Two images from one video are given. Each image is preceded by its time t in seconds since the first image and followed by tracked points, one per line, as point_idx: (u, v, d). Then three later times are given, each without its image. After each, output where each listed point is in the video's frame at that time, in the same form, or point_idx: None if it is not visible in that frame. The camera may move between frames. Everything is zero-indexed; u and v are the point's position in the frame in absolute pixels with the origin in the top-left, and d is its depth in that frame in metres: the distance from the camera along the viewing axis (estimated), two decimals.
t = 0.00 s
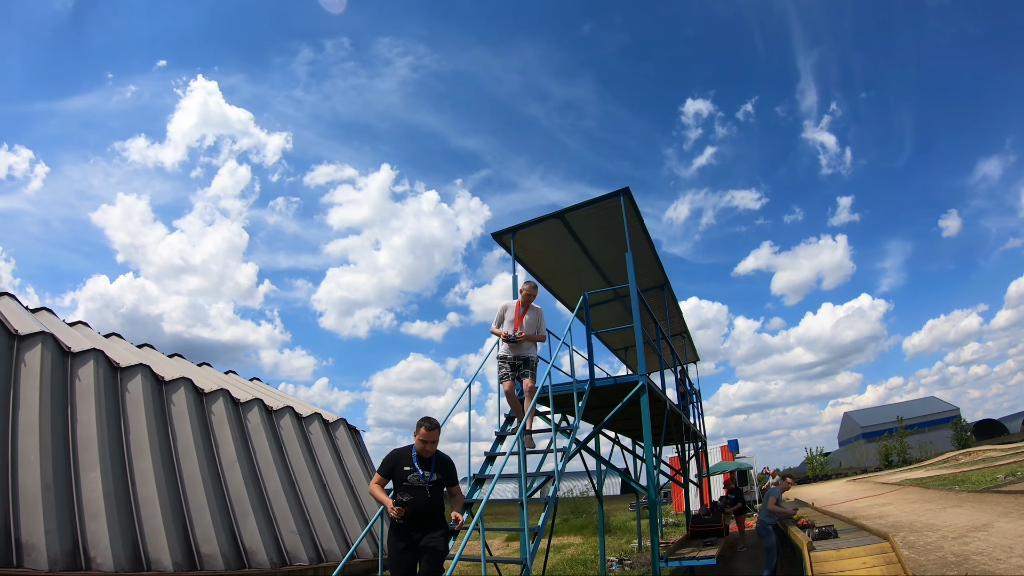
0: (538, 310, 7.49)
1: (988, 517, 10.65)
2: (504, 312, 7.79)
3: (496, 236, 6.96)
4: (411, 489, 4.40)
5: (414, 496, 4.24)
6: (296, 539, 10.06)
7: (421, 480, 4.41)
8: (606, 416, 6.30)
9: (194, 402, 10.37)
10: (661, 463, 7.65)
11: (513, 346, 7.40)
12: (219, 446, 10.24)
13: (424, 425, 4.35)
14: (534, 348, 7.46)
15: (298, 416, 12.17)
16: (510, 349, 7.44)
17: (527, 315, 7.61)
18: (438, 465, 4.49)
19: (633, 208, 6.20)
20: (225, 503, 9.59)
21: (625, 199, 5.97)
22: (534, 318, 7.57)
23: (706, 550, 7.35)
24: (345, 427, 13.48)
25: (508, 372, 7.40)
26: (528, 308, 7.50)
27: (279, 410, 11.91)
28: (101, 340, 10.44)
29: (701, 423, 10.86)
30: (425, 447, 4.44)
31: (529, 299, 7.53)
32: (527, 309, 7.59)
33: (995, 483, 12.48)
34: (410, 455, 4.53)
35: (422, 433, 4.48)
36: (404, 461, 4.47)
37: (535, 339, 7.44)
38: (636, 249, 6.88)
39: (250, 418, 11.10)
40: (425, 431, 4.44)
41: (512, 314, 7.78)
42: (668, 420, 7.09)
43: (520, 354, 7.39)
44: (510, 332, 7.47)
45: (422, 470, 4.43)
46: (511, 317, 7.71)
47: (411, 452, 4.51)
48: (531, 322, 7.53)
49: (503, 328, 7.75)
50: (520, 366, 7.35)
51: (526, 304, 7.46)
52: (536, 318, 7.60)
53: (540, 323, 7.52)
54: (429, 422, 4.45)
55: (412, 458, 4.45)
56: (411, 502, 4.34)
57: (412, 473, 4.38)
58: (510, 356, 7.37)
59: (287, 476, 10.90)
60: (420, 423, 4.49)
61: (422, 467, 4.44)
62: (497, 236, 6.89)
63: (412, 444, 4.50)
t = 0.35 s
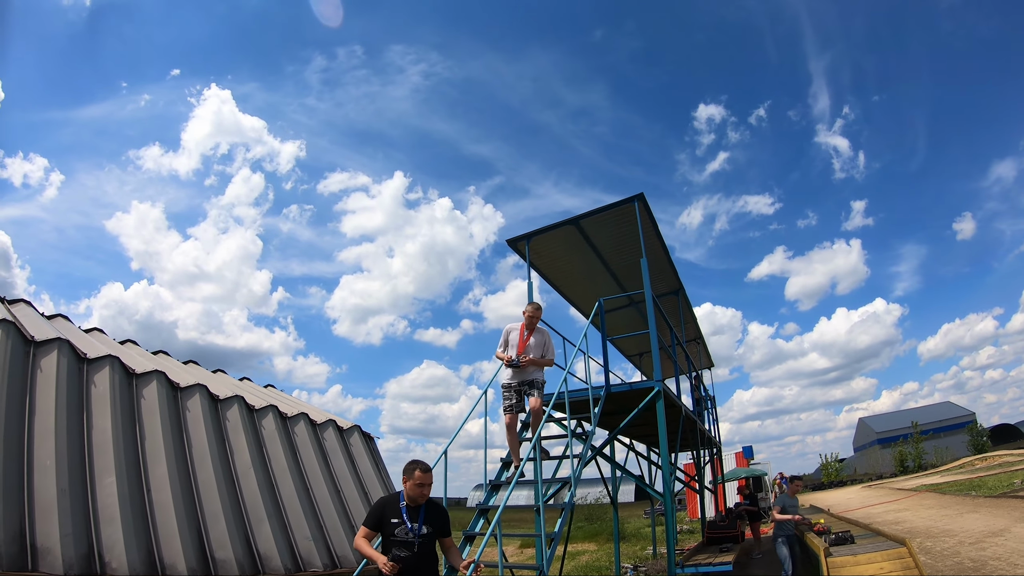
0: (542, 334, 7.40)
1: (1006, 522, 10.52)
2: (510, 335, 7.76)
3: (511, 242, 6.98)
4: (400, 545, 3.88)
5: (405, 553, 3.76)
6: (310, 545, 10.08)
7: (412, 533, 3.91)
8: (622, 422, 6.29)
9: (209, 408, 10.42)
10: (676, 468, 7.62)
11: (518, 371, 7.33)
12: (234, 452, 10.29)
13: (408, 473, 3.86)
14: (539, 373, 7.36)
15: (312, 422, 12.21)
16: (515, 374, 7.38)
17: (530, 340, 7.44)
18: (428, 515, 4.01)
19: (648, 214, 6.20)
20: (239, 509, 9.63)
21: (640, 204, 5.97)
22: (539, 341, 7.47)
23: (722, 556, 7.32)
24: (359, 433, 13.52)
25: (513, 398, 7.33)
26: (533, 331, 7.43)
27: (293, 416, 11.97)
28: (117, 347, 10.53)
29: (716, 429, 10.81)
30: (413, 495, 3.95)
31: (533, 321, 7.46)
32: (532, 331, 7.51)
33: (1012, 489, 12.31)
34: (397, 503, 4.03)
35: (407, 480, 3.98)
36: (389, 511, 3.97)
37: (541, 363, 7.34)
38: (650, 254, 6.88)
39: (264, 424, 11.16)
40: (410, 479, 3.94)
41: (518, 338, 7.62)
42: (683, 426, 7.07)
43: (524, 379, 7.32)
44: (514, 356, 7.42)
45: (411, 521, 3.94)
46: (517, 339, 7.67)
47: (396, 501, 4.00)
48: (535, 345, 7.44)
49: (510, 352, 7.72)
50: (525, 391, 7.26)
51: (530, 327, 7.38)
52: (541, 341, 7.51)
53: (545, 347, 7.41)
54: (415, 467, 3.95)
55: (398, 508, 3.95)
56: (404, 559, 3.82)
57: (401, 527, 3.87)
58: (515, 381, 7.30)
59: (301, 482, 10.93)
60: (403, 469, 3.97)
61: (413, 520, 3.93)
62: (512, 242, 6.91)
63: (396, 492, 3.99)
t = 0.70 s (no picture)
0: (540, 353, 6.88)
1: (1019, 519, 10.45)
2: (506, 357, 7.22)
3: (523, 240, 6.99)
4: None
5: None
6: (323, 543, 10.13)
7: None
8: (634, 419, 6.28)
9: (222, 407, 10.49)
10: (688, 465, 7.60)
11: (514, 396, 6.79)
12: (247, 451, 10.36)
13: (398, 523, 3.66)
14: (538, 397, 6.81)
15: (325, 421, 12.28)
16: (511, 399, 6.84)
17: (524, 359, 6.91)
18: (412, 564, 3.84)
19: (659, 210, 6.20)
20: (252, 507, 9.70)
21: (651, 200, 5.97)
22: (536, 361, 6.94)
23: (734, 553, 7.32)
24: (371, 432, 13.58)
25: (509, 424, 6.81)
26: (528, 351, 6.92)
27: (306, 415, 12.04)
28: (130, 346, 10.63)
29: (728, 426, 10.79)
30: (401, 546, 3.74)
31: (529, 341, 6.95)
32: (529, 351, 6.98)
33: None
34: (376, 558, 3.72)
35: (393, 532, 3.74)
36: (376, 564, 3.66)
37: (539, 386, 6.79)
38: (662, 251, 6.87)
39: (277, 422, 11.23)
40: (401, 529, 3.73)
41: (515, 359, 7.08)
42: (695, 423, 7.05)
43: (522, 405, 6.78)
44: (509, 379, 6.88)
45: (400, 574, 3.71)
46: (513, 360, 7.13)
47: (376, 556, 3.70)
48: (532, 366, 6.89)
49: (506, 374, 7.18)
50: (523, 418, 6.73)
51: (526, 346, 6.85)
52: (538, 362, 6.97)
53: (543, 368, 6.88)
54: (403, 516, 3.76)
55: (386, 562, 3.67)
56: None
57: None
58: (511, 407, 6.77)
59: (314, 480, 10.99)
60: (388, 520, 3.72)
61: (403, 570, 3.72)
62: (524, 240, 6.92)
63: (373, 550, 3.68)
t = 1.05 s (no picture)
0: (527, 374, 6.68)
1: None
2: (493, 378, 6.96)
3: (530, 233, 6.99)
4: None
5: None
6: (332, 536, 10.19)
7: None
8: (644, 410, 6.27)
9: (231, 401, 10.55)
10: (697, 458, 7.57)
11: (502, 419, 6.57)
12: (257, 445, 10.42)
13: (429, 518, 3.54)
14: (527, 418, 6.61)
15: (334, 415, 12.34)
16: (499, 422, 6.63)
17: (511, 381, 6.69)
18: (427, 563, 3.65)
19: (666, 202, 6.18)
20: (262, 501, 9.76)
21: (658, 192, 5.95)
22: (524, 381, 6.73)
23: (743, 545, 7.31)
24: (380, 425, 13.64)
25: (497, 450, 6.59)
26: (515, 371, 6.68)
27: (316, 409, 12.10)
28: (140, 342, 10.71)
29: (737, 419, 10.76)
30: (425, 543, 3.57)
31: (515, 360, 6.72)
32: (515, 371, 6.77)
33: None
34: (402, 564, 3.46)
35: (417, 529, 3.55)
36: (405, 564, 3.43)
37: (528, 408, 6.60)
38: (670, 243, 6.86)
39: (286, 416, 11.29)
40: (428, 525, 3.58)
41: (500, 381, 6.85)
42: (704, 416, 7.05)
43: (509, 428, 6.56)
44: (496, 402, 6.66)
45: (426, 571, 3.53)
46: (500, 381, 6.91)
47: (403, 561, 3.46)
48: (519, 388, 6.65)
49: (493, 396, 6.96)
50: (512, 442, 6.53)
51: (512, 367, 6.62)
52: (526, 381, 6.77)
53: (531, 388, 6.68)
54: (426, 510, 3.60)
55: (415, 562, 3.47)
56: None
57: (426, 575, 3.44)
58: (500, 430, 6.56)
59: (323, 473, 11.05)
60: (416, 519, 3.52)
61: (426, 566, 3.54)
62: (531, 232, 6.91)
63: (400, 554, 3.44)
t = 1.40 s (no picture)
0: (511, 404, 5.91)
1: None
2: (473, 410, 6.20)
3: (536, 226, 6.97)
4: None
5: None
6: (340, 530, 10.24)
7: None
8: (651, 403, 6.23)
9: (239, 396, 10.60)
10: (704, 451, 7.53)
11: (484, 454, 5.87)
12: (265, 439, 10.47)
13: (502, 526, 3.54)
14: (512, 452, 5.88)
15: (342, 408, 12.40)
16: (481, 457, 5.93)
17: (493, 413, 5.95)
18: None
19: (673, 194, 6.14)
20: (270, 495, 9.81)
21: (664, 185, 5.91)
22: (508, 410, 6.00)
23: (750, 537, 7.29)
24: (387, 419, 13.67)
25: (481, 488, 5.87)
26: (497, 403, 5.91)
27: (323, 403, 12.14)
28: (148, 337, 10.76)
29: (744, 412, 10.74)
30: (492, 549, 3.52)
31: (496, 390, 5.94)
32: (497, 401, 6.04)
33: None
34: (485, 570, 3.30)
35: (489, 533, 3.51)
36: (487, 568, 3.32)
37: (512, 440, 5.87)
38: (677, 236, 6.83)
39: (294, 411, 11.34)
40: (495, 531, 3.56)
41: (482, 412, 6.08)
42: (711, 408, 7.02)
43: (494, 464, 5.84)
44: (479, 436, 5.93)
45: None
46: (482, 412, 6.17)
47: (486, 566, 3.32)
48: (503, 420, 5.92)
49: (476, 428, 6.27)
50: (495, 479, 5.83)
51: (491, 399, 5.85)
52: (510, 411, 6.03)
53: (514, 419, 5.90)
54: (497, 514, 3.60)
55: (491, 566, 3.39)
56: None
57: None
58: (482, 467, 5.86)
59: (331, 467, 11.09)
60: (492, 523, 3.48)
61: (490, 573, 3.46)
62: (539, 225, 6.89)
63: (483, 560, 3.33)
